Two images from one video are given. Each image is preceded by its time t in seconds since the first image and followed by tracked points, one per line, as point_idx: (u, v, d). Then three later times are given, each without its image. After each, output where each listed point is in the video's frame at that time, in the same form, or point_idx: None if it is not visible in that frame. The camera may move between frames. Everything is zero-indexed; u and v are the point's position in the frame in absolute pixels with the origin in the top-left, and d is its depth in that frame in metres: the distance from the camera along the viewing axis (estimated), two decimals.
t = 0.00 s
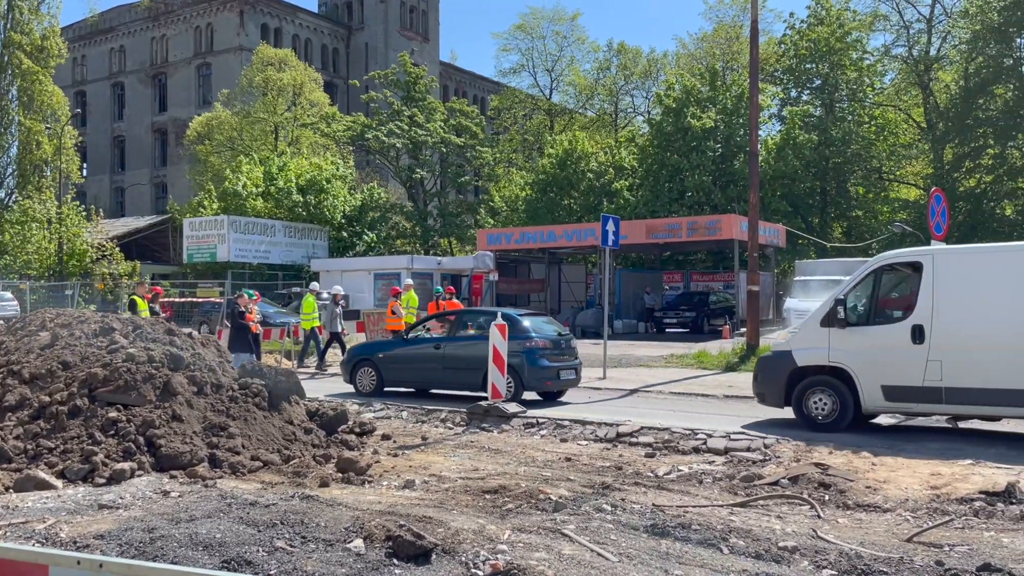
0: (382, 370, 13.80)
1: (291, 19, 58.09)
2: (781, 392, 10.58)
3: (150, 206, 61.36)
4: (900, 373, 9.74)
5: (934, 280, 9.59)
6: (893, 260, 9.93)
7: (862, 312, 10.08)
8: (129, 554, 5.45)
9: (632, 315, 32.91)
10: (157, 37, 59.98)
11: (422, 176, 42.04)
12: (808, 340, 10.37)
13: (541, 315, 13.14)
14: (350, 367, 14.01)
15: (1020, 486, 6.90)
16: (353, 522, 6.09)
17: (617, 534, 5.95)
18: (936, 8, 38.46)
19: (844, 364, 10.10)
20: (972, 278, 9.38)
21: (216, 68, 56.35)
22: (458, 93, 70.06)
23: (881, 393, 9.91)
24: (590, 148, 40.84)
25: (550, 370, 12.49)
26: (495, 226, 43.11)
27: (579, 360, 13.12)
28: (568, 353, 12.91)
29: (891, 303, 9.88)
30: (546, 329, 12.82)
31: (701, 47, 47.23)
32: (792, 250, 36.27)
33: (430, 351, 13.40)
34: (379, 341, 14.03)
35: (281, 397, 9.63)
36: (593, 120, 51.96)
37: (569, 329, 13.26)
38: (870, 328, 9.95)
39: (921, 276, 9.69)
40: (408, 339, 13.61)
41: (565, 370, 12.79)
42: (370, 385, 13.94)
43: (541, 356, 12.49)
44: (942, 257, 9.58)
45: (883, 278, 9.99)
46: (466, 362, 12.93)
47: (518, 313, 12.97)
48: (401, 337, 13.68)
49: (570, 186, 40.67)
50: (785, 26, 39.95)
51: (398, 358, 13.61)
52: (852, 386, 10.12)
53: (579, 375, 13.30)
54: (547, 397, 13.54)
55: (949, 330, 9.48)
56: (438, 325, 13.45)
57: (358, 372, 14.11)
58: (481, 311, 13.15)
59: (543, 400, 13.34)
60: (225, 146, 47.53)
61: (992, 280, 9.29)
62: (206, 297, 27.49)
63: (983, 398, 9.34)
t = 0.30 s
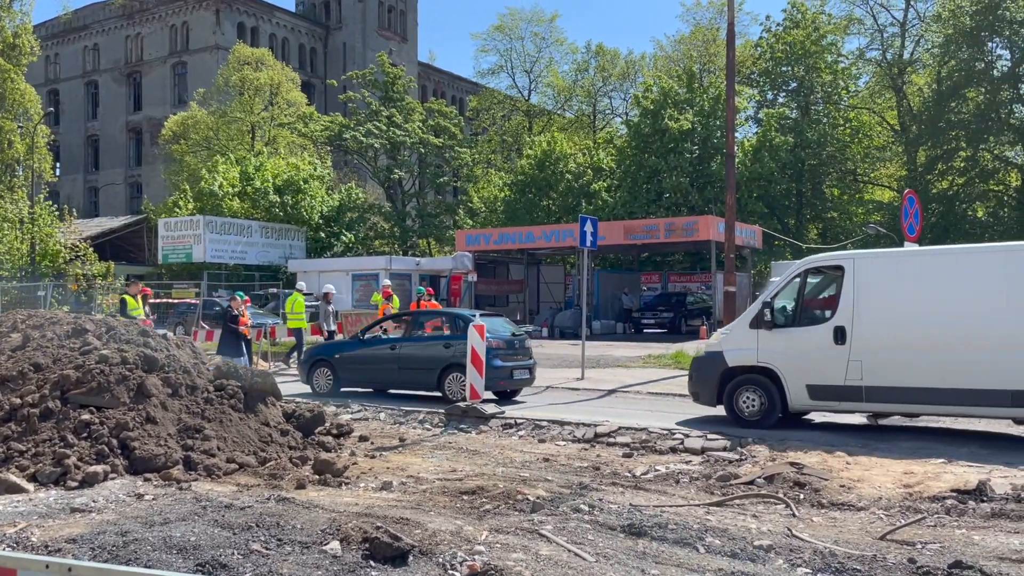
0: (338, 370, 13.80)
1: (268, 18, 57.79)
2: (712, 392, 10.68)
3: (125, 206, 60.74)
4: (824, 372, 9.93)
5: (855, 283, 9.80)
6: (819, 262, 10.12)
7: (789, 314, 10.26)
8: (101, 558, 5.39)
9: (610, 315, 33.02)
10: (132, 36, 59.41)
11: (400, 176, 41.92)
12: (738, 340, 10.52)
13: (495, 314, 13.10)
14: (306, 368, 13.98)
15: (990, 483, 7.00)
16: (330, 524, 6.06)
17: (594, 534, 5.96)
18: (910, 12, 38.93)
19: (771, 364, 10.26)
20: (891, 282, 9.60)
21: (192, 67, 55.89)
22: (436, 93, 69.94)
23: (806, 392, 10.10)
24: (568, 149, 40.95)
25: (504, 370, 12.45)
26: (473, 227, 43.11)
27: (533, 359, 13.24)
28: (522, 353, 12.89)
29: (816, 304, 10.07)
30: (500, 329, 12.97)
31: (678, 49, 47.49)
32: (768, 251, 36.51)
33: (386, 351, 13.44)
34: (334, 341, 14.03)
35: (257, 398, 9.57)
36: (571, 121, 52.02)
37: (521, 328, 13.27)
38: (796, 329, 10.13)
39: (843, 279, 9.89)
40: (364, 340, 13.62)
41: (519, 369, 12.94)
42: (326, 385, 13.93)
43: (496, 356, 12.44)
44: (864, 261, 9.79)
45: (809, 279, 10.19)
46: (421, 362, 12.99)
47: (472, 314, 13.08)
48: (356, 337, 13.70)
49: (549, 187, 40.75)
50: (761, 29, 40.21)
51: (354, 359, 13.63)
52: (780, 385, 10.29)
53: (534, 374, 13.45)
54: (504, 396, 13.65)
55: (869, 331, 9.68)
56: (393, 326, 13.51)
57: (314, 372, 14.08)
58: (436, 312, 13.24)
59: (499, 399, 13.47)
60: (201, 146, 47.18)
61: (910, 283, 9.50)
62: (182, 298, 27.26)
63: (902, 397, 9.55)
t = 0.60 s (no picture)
0: (294, 371, 13.83)
1: (243, 17, 57.46)
2: (649, 389, 11.01)
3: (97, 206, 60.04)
4: (754, 370, 10.31)
5: (783, 284, 10.19)
6: (750, 264, 10.52)
7: (723, 314, 10.63)
8: (72, 563, 5.33)
9: (587, 316, 33.10)
10: (104, 34, 58.80)
11: (377, 177, 41.76)
12: (673, 339, 10.87)
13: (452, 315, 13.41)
14: (261, 368, 13.98)
15: (960, 481, 7.09)
16: (305, 527, 6.03)
17: (570, 534, 5.97)
18: (883, 17, 39.41)
19: (704, 361, 10.62)
20: (820, 282, 9.97)
21: (165, 66, 55.34)
22: (414, 94, 69.78)
23: (738, 389, 10.46)
24: (545, 151, 41.01)
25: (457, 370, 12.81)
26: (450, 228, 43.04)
27: (487, 359, 13.42)
28: (476, 353, 13.21)
29: (748, 304, 10.45)
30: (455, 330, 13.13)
31: (655, 52, 47.72)
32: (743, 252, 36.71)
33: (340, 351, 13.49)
34: (290, 342, 14.06)
35: (232, 401, 9.47)
36: (548, 122, 52.03)
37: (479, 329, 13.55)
38: (728, 328, 10.51)
39: (773, 280, 10.28)
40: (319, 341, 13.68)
41: (473, 369, 13.11)
42: (281, 386, 13.93)
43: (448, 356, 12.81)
44: (792, 263, 10.18)
45: (741, 281, 10.58)
46: (376, 362, 13.09)
47: (426, 314, 13.22)
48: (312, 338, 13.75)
49: (526, 188, 40.78)
50: (737, 33, 40.41)
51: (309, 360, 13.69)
52: (713, 382, 10.65)
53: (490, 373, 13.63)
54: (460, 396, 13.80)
55: (797, 330, 10.05)
56: (348, 326, 13.59)
57: (270, 373, 14.09)
58: (390, 312, 13.36)
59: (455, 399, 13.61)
60: (175, 145, 46.72)
61: (835, 283, 9.88)
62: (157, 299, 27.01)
63: (826, 393, 9.93)
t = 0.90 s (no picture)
0: (248, 373, 13.83)
1: (216, 16, 57.05)
2: (589, 386, 11.31)
3: (66, 206, 59.23)
4: (688, 368, 10.62)
5: (716, 286, 10.51)
6: (685, 266, 10.85)
7: (659, 314, 10.94)
8: (40, 568, 5.26)
9: (562, 317, 33.14)
10: (74, 32, 58.04)
11: (352, 177, 41.56)
12: (613, 339, 11.16)
13: (408, 317, 13.66)
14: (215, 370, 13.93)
15: (929, 479, 7.18)
16: (278, 530, 5.99)
17: (545, 535, 5.98)
18: (853, 20, 39.89)
19: (641, 360, 10.93)
20: (750, 283, 10.32)
21: (137, 65, 54.72)
22: (388, 94, 69.56)
23: (672, 387, 10.77)
24: (521, 152, 41.03)
25: (410, 370, 13.01)
26: (426, 229, 42.92)
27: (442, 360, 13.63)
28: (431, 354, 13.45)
29: (681, 305, 10.78)
30: (410, 331, 13.35)
31: (629, 54, 47.98)
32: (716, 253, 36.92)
33: (295, 353, 13.59)
34: (244, 344, 14.07)
35: (204, 403, 9.37)
36: (524, 124, 52.06)
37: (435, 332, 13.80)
38: (662, 328, 10.82)
39: (706, 282, 10.60)
40: (274, 342, 13.76)
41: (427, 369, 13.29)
42: (235, 388, 13.90)
43: (401, 356, 13.02)
44: (724, 265, 10.50)
45: (676, 282, 10.91)
46: (330, 363, 13.25)
47: (380, 316, 13.42)
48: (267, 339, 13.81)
49: (502, 189, 40.79)
50: (711, 36, 40.61)
51: (264, 361, 13.73)
52: (648, 380, 10.96)
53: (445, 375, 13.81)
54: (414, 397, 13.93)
55: (728, 330, 10.39)
56: (304, 328, 13.74)
57: (224, 375, 14.04)
58: (345, 314, 13.54)
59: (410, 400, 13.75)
60: (147, 145, 46.21)
61: (765, 285, 10.23)
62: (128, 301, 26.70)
63: (755, 390, 10.27)
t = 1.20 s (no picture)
0: (200, 375, 13.76)
1: (187, 14, 56.51)
2: (530, 387, 11.39)
3: (32, 206, 58.31)
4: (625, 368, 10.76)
5: (652, 287, 10.65)
6: (623, 268, 10.97)
7: (598, 315, 11.07)
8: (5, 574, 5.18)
9: (535, 319, 33.23)
10: (40, 29, 57.13)
11: (324, 178, 41.32)
12: (554, 339, 11.26)
13: (361, 319, 13.71)
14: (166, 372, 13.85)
15: (896, 477, 7.27)
16: (248, 533, 5.94)
17: (518, 536, 5.98)
18: (823, 24, 40.34)
19: (581, 361, 11.04)
20: (684, 285, 10.46)
21: (105, 63, 53.99)
22: (361, 95, 69.26)
23: (610, 386, 10.90)
24: (495, 153, 41.00)
25: (361, 371, 13.04)
26: (399, 230, 42.76)
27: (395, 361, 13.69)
28: (383, 355, 13.49)
29: (619, 307, 10.91)
30: (362, 332, 13.38)
31: (602, 56, 48.19)
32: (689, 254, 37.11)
33: (247, 355, 13.55)
34: (196, 346, 13.99)
35: (173, 405, 9.23)
36: (498, 125, 52.04)
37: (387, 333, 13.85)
38: (601, 329, 10.94)
39: (643, 284, 10.73)
40: (225, 343, 13.69)
41: (379, 370, 13.33)
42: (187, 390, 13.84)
43: (353, 357, 13.05)
44: (659, 267, 10.64)
45: (614, 284, 11.02)
46: (282, 364, 13.25)
47: (331, 317, 13.42)
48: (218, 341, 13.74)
49: (475, 190, 40.76)
50: (684, 38, 40.77)
51: (215, 363, 13.66)
52: (588, 380, 11.08)
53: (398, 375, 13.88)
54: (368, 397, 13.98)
55: (662, 330, 10.55)
56: (255, 330, 13.69)
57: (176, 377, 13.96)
58: (297, 315, 13.51)
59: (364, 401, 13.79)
60: (115, 144, 45.61)
61: (698, 287, 10.38)
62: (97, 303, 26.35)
63: (688, 389, 10.42)
